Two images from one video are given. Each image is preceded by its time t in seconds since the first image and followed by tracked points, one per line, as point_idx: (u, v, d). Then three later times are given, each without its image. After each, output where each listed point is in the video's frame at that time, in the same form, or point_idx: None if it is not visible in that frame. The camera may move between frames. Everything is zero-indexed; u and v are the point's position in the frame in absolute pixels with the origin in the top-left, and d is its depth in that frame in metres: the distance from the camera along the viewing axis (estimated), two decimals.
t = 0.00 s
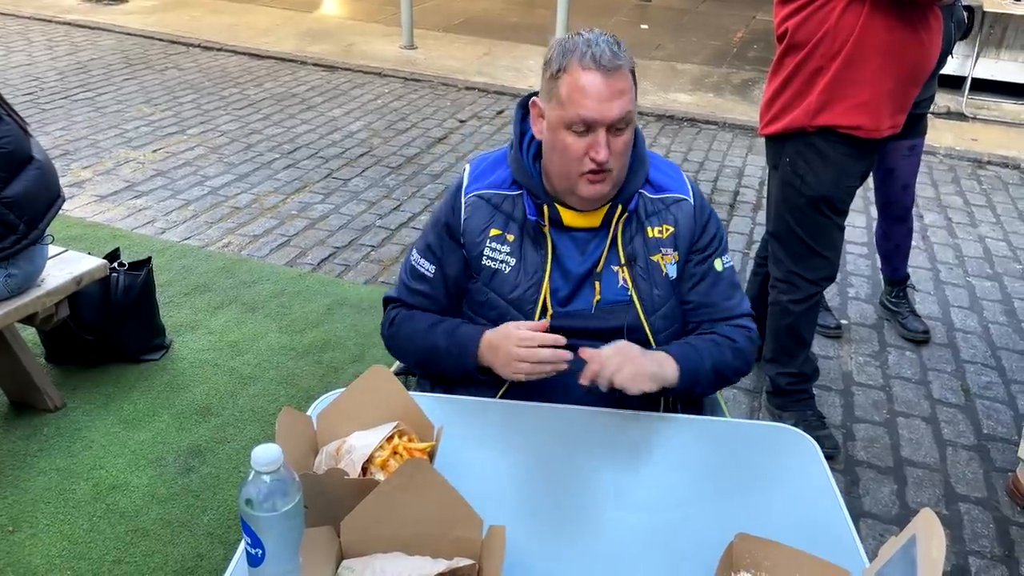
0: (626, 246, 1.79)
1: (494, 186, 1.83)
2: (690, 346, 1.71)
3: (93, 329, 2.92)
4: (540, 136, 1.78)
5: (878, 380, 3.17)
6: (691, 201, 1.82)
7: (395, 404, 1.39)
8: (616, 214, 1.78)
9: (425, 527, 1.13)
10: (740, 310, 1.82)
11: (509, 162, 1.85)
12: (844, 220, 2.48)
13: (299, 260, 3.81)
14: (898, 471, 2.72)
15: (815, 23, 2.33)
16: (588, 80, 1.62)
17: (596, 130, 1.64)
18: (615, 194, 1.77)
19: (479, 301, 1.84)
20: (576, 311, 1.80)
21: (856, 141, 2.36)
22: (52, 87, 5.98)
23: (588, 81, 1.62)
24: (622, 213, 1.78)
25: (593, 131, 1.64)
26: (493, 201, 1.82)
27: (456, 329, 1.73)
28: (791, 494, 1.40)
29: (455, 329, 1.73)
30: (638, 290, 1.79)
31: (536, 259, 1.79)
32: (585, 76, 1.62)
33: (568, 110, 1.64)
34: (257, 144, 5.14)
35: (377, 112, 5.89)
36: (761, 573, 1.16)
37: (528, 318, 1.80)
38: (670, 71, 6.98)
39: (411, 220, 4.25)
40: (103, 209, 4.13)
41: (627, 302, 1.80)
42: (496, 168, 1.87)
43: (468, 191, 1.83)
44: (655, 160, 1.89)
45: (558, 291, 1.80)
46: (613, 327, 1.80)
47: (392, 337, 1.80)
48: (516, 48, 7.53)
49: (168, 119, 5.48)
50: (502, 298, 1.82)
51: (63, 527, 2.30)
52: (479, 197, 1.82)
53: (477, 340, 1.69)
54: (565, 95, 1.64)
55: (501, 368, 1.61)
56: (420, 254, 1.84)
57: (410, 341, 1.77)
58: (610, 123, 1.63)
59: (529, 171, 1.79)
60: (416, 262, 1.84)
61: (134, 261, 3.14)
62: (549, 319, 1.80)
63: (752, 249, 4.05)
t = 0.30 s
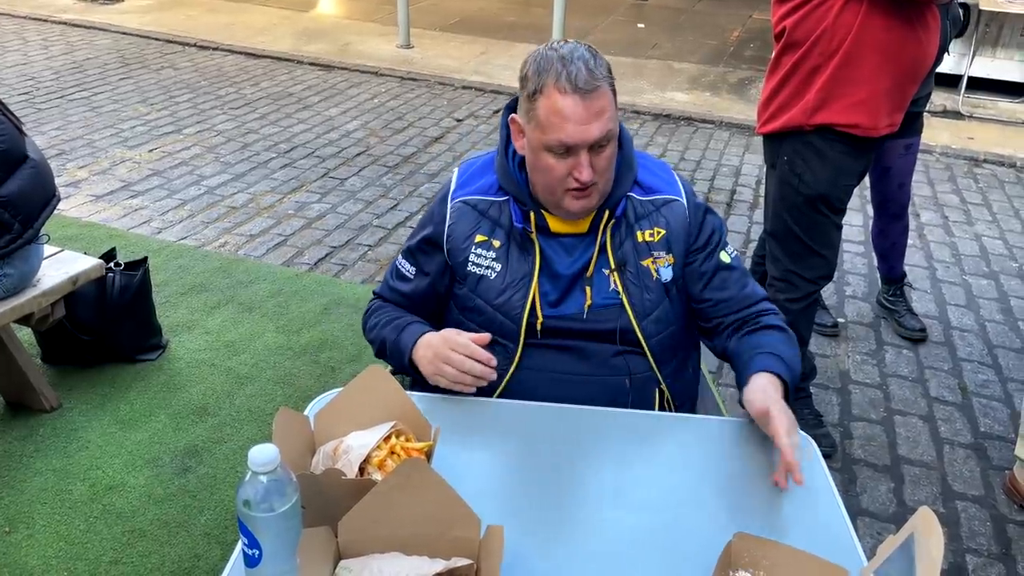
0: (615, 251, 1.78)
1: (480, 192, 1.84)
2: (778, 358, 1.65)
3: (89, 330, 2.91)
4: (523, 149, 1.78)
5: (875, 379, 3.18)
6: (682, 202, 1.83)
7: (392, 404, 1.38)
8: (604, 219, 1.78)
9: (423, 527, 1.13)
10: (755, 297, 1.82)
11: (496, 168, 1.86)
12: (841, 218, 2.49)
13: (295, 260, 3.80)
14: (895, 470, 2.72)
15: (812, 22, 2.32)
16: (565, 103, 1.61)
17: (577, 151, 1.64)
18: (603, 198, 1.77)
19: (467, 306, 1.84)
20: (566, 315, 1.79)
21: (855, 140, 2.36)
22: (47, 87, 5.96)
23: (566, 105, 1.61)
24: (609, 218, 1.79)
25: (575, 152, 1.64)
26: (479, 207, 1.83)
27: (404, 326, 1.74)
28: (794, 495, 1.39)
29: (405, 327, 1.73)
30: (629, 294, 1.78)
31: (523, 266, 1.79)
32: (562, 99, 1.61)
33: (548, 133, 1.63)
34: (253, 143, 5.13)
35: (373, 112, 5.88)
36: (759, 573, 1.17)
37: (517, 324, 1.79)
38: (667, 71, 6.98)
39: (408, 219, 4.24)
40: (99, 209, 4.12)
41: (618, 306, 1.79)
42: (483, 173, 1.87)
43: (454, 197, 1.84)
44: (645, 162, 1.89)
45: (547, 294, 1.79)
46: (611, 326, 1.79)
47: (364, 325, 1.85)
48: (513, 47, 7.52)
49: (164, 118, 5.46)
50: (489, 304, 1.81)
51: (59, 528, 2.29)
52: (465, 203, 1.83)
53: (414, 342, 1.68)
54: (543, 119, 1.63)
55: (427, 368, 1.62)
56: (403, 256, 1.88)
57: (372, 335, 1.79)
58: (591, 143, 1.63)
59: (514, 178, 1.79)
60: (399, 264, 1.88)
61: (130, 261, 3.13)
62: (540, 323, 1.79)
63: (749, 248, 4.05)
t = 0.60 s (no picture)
0: (600, 263, 1.77)
1: (465, 201, 1.83)
2: (811, 404, 1.49)
3: (84, 330, 2.90)
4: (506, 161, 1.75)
5: (871, 377, 3.18)
6: (668, 209, 1.80)
7: (392, 405, 1.38)
8: (588, 232, 1.76)
9: (422, 528, 1.13)
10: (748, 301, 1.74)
11: (481, 178, 1.85)
12: (837, 217, 2.49)
13: (291, 260, 3.79)
14: (891, 468, 2.73)
15: (809, 22, 2.33)
16: (544, 113, 1.58)
17: (560, 162, 1.61)
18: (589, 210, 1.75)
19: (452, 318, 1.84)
20: (554, 328, 1.79)
21: (851, 139, 2.36)
22: (41, 87, 5.94)
23: (545, 115, 1.58)
24: (593, 230, 1.77)
25: (557, 163, 1.62)
26: (464, 218, 1.82)
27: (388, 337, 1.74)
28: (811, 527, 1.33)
29: (391, 336, 1.74)
30: (615, 306, 1.78)
31: (507, 278, 1.78)
32: (540, 109, 1.58)
33: (529, 145, 1.61)
34: (248, 143, 5.12)
35: (369, 111, 5.87)
36: (757, 572, 1.17)
37: (502, 337, 1.80)
38: (662, 70, 6.99)
39: (404, 219, 4.24)
40: (94, 210, 4.11)
41: (604, 319, 1.78)
42: (467, 183, 1.86)
43: (440, 206, 1.84)
44: (632, 168, 1.87)
45: (533, 308, 1.79)
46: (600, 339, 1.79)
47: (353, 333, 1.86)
48: (509, 47, 7.52)
49: (159, 118, 5.45)
50: (472, 317, 1.81)
51: (55, 529, 2.29)
52: (450, 213, 1.82)
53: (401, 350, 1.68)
54: (523, 131, 1.61)
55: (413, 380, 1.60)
56: (391, 266, 1.88)
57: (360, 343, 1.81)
58: (573, 153, 1.61)
59: (499, 190, 1.78)
60: (387, 273, 1.88)
61: (126, 261, 3.12)
62: (526, 338, 1.80)
63: (745, 248, 4.05)
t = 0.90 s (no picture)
0: (584, 278, 1.75)
1: (451, 210, 1.82)
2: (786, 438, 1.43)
3: (78, 332, 2.89)
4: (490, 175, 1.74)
5: (864, 375, 3.19)
6: (652, 225, 1.75)
7: (386, 404, 1.38)
8: (572, 248, 1.75)
9: (416, 528, 1.13)
10: (720, 322, 1.67)
11: (467, 185, 1.83)
12: (832, 216, 2.50)
13: (285, 260, 3.79)
14: (885, 466, 2.74)
15: (802, 21, 2.34)
16: (526, 128, 1.57)
17: (544, 176, 1.60)
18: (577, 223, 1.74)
19: (438, 327, 1.85)
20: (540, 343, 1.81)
21: (845, 138, 2.37)
22: (34, 87, 5.92)
23: (527, 130, 1.56)
24: (578, 245, 1.75)
25: (542, 178, 1.60)
26: (450, 225, 1.81)
27: (377, 346, 1.76)
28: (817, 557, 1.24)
29: (384, 342, 1.76)
30: (599, 323, 1.77)
31: (491, 290, 1.78)
32: (522, 124, 1.57)
33: (513, 160, 1.59)
34: (242, 143, 5.11)
35: (363, 111, 5.86)
36: (750, 570, 1.18)
37: (485, 348, 1.81)
38: (657, 69, 6.99)
39: (398, 219, 4.24)
40: (87, 210, 4.10)
41: (589, 334, 1.78)
42: (454, 189, 1.85)
43: (425, 214, 1.83)
44: (621, 180, 1.83)
45: (517, 320, 1.80)
46: (585, 356, 1.80)
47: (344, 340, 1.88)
48: (503, 46, 7.52)
49: (153, 118, 5.44)
50: (456, 327, 1.82)
51: (49, 531, 2.28)
52: (435, 221, 1.82)
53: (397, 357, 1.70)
54: (506, 146, 1.59)
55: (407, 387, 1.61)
56: (378, 272, 1.89)
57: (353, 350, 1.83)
58: (557, 166, 1.59)
59: (485, 199, 1.76)
60: (374, 279, 1.90)
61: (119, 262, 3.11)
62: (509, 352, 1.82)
63: (738, 246, 4.06)
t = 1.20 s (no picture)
0: (581, 272, 1.77)
1: (450, 206, 1.82)
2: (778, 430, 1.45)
3: (71, 333, 2.88)
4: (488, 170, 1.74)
5: (857, 373, 3.21)
6: (648, 219, 1.77)
7: (381, 403, 1.39)
8: (570, 240, 1.76)
9: (412, 526, 1.13)
10: (716, 314, 1.68)
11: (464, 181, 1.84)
12: (824, 215, 2.51)
13: (280, 260, 3.78)
14: (878, 463, 2.75)
15: (794, 21, 2.35)
16: (523, 120, 1.57)
17: (541, 169, 1.60)
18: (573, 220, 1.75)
19: (436, 324, 1.85)
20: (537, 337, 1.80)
21: (837, 137, 2.38)
22: (26, 88, 5.90)
23: (524, 122, 1.57)
24: (576, 238, 1.76)
25: (538, 170, 1.60)
26: (448, 222, 1.81)
27: (375, 345, 1.76)
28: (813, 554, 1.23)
29: (382, 340, 1.76)
30: (597, 316, 1.78)
31: (491, 285, 1.79)
32: (519, 116, 1.57)
33: (510, 152, 1.60)
34: (235, 144, 5.11)
35: (357, 111, 5.86)
36: (731, 556, 1.22)
37: (485, 343, 1.81)
38: (650, 69, 7.00)
39: (393, 219, 4.24)
40: (80, 211, 4.09)
41: (587, 328, 1.79)
42: (453, 186, 1.86)
43: (424, 211, 1.84)
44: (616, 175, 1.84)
45: (515, 315, 1.80)
46: (582, 350, 1.80)
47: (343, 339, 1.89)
48: (497, 46, 7.53)
49: (146, 119, 5.43)
50: (456, 323, 1.82)
51: (44, 532, 2.27)
52: (433, 218, 1.82)
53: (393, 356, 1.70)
54: (503, 139, 1.60)
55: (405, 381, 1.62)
56: (377, 271, 1.89)
57: (352, 349, 1.83)
58: (553, 159, 1.59)
59: (483, 194, 1.78)
60: (373, 277, 1.90)
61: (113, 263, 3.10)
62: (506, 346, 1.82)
63: (732, 245, 4.08)
